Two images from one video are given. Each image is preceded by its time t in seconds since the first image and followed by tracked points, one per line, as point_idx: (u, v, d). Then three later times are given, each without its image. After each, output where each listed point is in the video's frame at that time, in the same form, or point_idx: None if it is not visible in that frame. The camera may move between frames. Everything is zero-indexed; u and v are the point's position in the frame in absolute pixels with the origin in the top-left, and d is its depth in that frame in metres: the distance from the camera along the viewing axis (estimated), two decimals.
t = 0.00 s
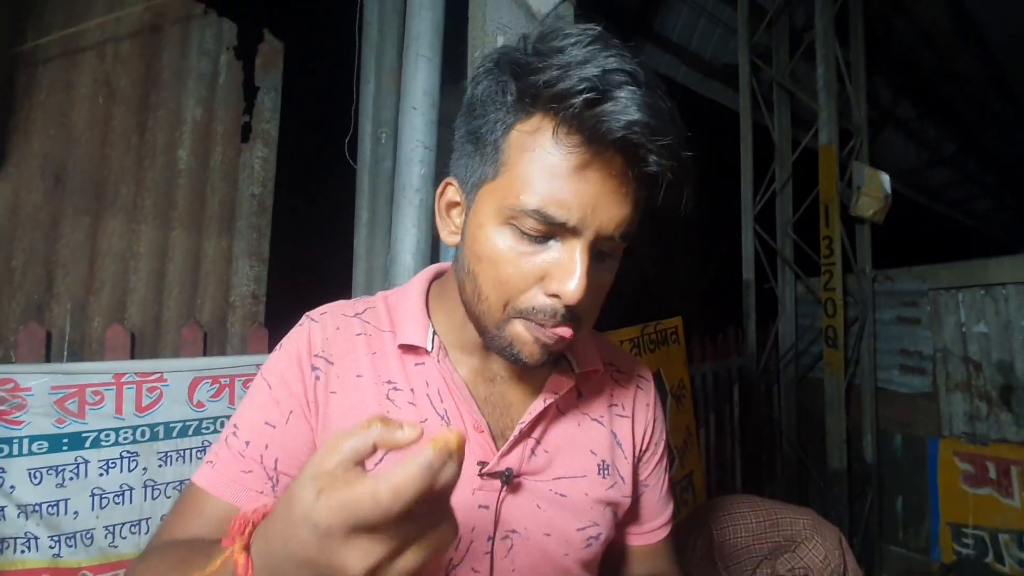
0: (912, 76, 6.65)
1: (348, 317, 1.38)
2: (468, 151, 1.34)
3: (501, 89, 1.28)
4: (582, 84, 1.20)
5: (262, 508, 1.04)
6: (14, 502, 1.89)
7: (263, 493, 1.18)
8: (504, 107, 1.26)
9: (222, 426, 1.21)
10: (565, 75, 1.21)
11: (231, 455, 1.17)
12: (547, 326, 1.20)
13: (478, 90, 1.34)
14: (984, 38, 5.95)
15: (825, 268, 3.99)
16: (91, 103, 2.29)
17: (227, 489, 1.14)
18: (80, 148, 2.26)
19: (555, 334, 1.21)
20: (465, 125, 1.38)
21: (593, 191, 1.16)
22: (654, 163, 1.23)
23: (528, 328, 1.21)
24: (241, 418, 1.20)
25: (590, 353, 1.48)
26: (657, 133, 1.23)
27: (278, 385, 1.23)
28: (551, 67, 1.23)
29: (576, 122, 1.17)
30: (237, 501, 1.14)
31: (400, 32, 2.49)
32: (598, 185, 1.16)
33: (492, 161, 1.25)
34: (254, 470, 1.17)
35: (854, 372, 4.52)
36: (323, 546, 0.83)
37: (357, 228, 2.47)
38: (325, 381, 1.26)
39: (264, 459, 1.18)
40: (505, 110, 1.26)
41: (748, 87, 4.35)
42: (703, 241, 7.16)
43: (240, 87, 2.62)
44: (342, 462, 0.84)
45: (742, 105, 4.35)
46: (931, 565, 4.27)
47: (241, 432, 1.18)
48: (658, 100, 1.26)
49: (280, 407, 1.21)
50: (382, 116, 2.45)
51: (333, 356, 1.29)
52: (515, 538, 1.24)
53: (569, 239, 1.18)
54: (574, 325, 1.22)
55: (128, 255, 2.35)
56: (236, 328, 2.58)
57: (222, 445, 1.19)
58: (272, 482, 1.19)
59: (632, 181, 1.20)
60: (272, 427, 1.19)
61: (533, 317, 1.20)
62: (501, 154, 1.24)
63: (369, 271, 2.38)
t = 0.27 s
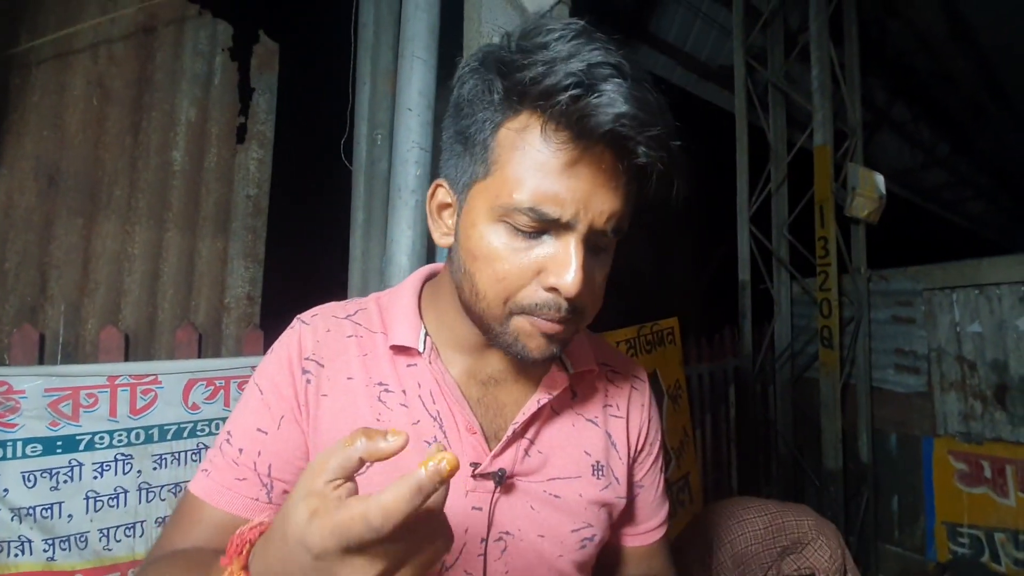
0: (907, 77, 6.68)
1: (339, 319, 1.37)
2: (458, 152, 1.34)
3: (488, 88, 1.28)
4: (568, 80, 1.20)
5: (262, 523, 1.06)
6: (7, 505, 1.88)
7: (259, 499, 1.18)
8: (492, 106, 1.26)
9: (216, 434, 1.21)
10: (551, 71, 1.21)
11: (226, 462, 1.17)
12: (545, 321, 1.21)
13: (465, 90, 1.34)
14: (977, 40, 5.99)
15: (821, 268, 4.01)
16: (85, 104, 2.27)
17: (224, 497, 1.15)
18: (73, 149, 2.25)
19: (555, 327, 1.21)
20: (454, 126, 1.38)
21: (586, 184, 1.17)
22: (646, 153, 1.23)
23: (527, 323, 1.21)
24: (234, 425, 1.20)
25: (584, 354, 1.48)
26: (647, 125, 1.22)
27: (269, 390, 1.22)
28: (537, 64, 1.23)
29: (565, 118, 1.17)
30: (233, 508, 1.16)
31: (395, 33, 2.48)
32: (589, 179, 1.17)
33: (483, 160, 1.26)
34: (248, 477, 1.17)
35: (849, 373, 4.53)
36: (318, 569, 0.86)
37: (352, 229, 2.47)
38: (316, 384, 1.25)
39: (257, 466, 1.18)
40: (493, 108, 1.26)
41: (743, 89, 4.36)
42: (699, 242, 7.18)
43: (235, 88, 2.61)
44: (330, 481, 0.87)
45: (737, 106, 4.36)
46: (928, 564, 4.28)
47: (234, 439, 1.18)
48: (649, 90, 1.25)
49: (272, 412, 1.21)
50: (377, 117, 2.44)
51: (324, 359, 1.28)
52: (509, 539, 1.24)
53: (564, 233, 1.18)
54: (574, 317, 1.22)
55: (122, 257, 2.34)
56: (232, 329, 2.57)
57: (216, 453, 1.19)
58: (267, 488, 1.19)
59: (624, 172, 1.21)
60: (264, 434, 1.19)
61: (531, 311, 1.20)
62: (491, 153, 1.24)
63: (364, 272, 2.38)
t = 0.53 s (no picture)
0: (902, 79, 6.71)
1: (330, 321, 1.36)
2: (448, 150, 1.35)
3: (476, 87, 1.28)
4: (556, 76, 1.20)
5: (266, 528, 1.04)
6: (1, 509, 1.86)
7: (257, 506, 1.17)
8: (480, 104, 1.27)
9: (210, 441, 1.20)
10: (538, 69, 1.21)
11: (222, 470, 1.16)
12: (537, 319, 1.20)
13: (454, 89, 1.35)
14: (971, 41, 6.02)
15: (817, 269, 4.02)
16: (80, 105, 2.26)
17: (221, 505, 1.14)
18: (69, 150, 2.24)
19: (548, 323, 1.20)
20: (443, 125, 1.38)
21: (575, 180, 1.17)
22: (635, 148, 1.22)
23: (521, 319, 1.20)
24: (228, 432, 1.19)
25: (576, 354, 1.47)
26: (636, 122, 1.22)
27: (261, 395, 1.22)
28: (525, 61, 1.23)
29: (553, 115, 1.18)
30: (231, 516, 1.14)
31: (391, 35, 2.48)
32: (578, 176, 1.17)
33: (472, 158, 1.26)
34: (245, 484, 1.16)
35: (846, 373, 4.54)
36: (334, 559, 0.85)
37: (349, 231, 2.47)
38: (307, 386, 1.24)
39: (253, 473, 1.17)
40: (482, 106, 1.26)
41: (738, 90, 4.37)
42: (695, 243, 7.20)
43: (231, 89, 2.61)
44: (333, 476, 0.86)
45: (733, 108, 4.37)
46: (924, 564, 4.29)
47: (229, 446, 1.17)
48: (637, 89, 1.25)
49: (265, 417, 1.20)
50: (373, 119, 2.44)
51: (315, 361, 1.27)
52: (502, 540, 1.24)
53: (554, 228, 1.18)
54: (567, 312, 1.21)
55: (117, 258, 2.33)
56: (228, 331, 2.56)
57: (211, 460, 1.18)
58: (265, 494, 1.18)
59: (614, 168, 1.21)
60: (258, 439, 1.18)
61: (524, 308, 1.19)
62: (480, 151, 1.24)
63: (361, 273, 2.37)
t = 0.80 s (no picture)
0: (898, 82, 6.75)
1: (327, 320, 1.36)
2: (445, 146, 1.35)
3: (475, 85, 1.28)
4: (555, 75, 1.20)
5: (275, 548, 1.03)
6: None
7: (258, 506, 1.17)
8: (478, 103, 1.27)
9: (210, 443, 1.20)
10: (537, 67, 1.21)
11: (222, 472, 1.16)
12: (529, 316, 1.20)
13: (454, 87, 1.35)
14: (966, 43, 6.06)
15: (814, 271, 4.03)
16: (78, 105, 2.25)
17: (223, 508, 1.14)
18: (66, 150, 2.22)
19: (539, 322, 1.21)
20: (442, 122, 1.38)
21: (570, 180, 1.17)
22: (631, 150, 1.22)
23: (512, 318, 1.21)
24: (227, 433, 1.19)
25: (573, 351, 1.48)
26: (633, 122, 1.22)
27: (259, 397, 1.21)
28: (523, 61, 1.24)
29: (549, 116, 1.18)
30: (233, 517, 1.15)
31: (390, 34, 2.48)
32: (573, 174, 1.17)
33: (469, 156, 1.26)
34: (245, 485, 1.16)
35: (843, 374, 4.56)
36: None
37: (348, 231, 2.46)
38: (305, 386, 1.24)
39: (252, 474, 1.17)
40: (480, 105, 1.27)
41: (736, 92, 4.39)
42: (693, 244, 7.21)
43: (229, 89, 2.60)
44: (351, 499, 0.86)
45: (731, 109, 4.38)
46: (921, 564, 4.31)
47: (228, 447, 1.17)
48: (635, 89, 1.25)
49: (263, 419, 1.20)
50: (373, 118, 2.43)
51: (312, 361, 1.27)
52: (499, 538, 1.24)
53: (548, 229, 1.18)
54: (558, 312, 1.21)
55: (115, 258, 2.31)
56: (226, 331, 2.55)
57: (211, 462, 1.18)
58: (265, 495, 1.18)
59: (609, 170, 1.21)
60: (257, 440, 1.18)
61: (515, 306, 1.19)
62: (477, 149, 1.25)
63: (360, 273, 2.36)
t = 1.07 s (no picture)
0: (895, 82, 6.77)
1: (329, 317, 1.35)
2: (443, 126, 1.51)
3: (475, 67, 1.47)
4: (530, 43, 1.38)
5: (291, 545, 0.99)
6: None
7: (262, 505, 1.15)
8: (473, 78, 1.45)
9: (211, 441, 1.17)
10: (516, 34, 1.40)
11: (223, 471, 1.14)
12: (465, 267, 1.21)
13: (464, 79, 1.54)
14: (962, 44, 6.10)
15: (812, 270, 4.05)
16: (77, 103, 2.24)
17: (228, 507, 1.12)
18: (65, 148, 2.21)
19: (472, 279, 1.21)
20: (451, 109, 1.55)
21: (525, 129, 1.26)
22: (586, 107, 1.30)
23: (449, 269, 1.23)
24: (229, 431, 1.17)
25: (574, 349, 1.50)
26: (592, 82, 1.32)
27: (262, 394, 1.20)
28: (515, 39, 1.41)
29: (520, 76, 1.32)
30: (235, 517, 1.12)
31: (390, 33, 2.47)
32: (526, 121, 1.26)
33: (457, 120, 1.41)
34: (249, 483, 1.14)
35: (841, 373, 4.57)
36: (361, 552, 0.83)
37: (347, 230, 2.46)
38: (308, 384, 1.23)
39: (256, 472, 1.15)
40: (473, 79, 1.44)
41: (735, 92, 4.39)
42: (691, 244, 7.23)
43: (228, 87, 2.60)
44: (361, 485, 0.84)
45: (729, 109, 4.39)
46: (918, 562, 4.33)
47: (231, 446, 1.15)
48: (605, 63, 1.37)
49: (266, 416, 1.18)
50: (373, 117, 2.43)
51: (315, 358, 1.26)
52: (502, 536, 1.24)
53: (498, 175, 1.25)
54: (494, 269, 1.22)
55: (114, 256, 2.31)
56: (225, 330, 2.55)
57: (213, 461, 1.15)
58: (269, 493, 1.17)
59: (563, 125, 1.28)
60: (260, 438, 1.17)
61: (454, 257, 1.22)
62: (463, 112, 1.40)
63: (360, 272, 2.36)
